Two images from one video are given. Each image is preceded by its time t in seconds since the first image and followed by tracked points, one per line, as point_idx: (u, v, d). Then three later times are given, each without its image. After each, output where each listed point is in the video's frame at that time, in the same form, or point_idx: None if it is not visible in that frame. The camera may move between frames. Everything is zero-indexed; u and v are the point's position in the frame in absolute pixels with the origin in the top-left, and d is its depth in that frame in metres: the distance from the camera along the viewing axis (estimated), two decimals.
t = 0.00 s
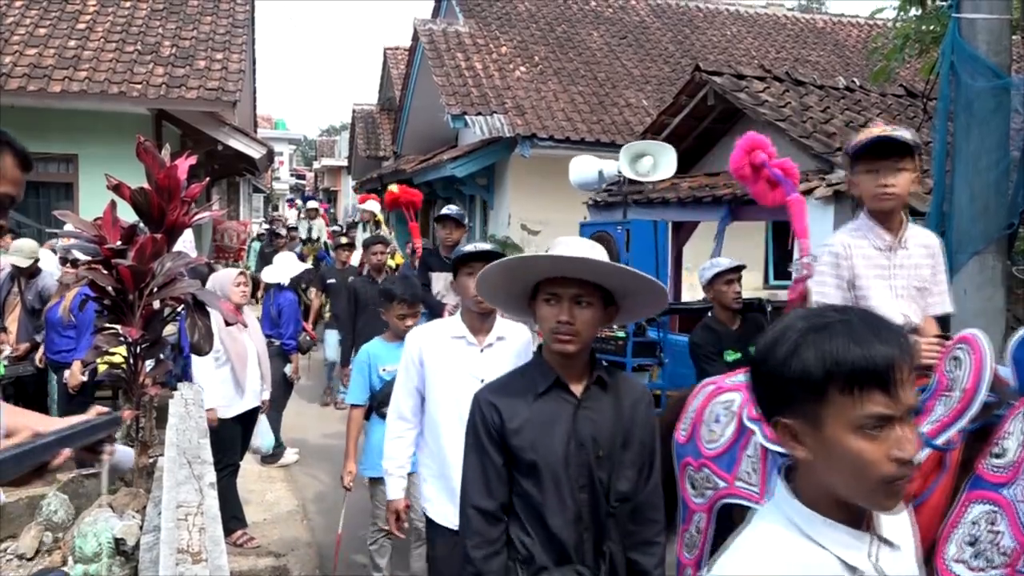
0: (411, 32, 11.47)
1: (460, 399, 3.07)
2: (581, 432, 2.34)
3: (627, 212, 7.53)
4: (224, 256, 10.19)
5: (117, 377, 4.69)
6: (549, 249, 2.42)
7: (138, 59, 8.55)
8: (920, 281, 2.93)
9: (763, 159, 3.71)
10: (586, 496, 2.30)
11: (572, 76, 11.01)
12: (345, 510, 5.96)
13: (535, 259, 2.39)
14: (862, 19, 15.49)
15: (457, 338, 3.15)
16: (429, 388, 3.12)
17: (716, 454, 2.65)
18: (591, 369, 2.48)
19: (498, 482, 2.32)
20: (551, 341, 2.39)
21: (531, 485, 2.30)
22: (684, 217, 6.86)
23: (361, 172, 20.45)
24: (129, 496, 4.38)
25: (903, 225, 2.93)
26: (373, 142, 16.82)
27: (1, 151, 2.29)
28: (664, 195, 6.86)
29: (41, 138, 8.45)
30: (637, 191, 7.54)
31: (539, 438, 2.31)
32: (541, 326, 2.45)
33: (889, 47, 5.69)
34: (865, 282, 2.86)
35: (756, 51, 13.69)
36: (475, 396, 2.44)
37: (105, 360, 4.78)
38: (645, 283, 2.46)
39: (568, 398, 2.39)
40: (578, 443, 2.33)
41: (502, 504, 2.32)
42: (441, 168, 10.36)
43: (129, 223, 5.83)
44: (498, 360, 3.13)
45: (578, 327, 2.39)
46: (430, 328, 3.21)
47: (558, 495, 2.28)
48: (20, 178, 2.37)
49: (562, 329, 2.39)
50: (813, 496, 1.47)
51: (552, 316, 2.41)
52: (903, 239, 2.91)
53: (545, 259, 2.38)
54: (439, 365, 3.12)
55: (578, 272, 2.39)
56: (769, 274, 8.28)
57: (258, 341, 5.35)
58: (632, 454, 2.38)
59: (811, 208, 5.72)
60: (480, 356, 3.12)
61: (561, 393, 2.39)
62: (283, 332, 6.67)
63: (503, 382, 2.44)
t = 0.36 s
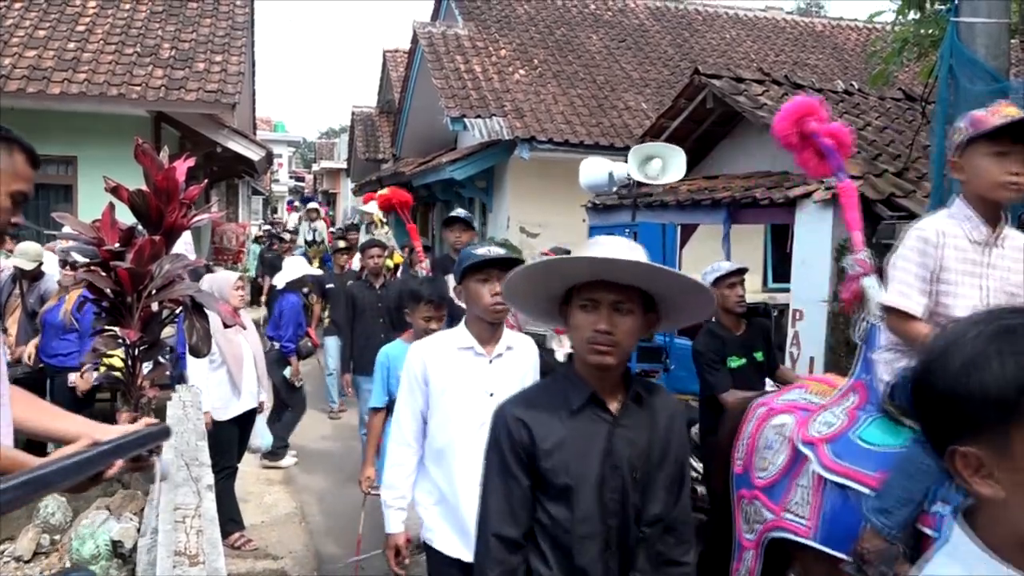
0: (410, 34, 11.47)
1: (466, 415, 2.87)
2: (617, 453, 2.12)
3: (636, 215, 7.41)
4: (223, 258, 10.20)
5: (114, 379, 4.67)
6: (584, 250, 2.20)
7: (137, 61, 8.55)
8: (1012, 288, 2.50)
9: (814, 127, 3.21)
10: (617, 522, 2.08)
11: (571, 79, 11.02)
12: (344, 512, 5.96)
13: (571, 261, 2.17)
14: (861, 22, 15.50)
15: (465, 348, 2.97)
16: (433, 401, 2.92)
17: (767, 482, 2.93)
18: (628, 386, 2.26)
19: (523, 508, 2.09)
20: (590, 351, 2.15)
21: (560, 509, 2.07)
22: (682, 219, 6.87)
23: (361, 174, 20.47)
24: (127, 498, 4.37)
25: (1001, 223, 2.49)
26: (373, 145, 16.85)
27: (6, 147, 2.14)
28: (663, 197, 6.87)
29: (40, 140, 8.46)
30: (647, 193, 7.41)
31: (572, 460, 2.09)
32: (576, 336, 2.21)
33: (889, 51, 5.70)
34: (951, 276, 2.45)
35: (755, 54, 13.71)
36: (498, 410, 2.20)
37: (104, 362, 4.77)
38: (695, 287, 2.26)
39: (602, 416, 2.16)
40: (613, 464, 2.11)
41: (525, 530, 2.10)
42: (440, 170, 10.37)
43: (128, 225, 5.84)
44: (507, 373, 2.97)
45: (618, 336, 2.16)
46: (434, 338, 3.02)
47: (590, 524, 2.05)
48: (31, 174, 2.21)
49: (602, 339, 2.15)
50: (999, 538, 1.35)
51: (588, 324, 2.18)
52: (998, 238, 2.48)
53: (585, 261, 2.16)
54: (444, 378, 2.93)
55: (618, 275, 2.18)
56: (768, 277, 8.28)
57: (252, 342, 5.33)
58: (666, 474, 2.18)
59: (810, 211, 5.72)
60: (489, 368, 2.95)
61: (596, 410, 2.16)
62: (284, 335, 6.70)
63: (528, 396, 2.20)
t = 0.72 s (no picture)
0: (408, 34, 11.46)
1: (474, 424, 2.81)
2: (695, 475, 1.96)
3: (641, 215, 7.32)
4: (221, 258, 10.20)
5: (111, 379, 4.67)
6: (677, 245, 1.99)
7: (134, 60, 8.53)
8: None
9: (914, 122, 2.49)
10: (694, 551, 1.91)
11: (568, 79, 11.02)
12: (342, 512, 5.96)
13: (672, 260, 1.94)
14: (858, 24, 15.53)
15: (474, 354, 2.90)
16: (438, 409, 2.85)
17: (868, 506, 2.16)
18: (706, 398, 2.10)
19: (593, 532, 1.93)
20: (689, 359, 1.94)
21: (632, 536, 1.90)
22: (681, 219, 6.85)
23: (358, 174, 20.48)
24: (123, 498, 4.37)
25: None
26: (370, 144, 16.84)
27: (6, 144, 2.12)
28: (660, 199, 6.88)
29: (37, 139, 8.44)
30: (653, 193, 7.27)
31: (647, 480, 1.92)
32: (667, 343, 1.99)
33: (886, 52, 5.70)
34: None
35: (752, 55, 13.72)
36: (564, 420, 2.00)
37: (100, 362, 4.76)
38: (786, 281, 2.14)
39: (682, 434, 1.99)
40: (693, 488, 1.94)
41: (593, 558, 1.93)
42: (438, 170, 10.37)
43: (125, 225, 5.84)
44: (519, 380, 2.93)
45: (720, 341, 1.96)
46: (440, 342, 2.94)
47: (666, 553, 1.88)
48: (27, 174, 2.19)
49: (703, 343, 1.95)
50: None
51: (687, 327, 1.96)
52: None
53: (688, 259, 1.94)
54: (451, 387, 2.86)
55: (716, 273, 2.00)
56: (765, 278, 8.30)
57: (251, 343, 5.33)
58: (742, 502, 2.02)
59: (808, 211, 5.76)
60: (499, 375, 2.90)
61: (676, 427, 2.00)
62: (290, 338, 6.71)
63: (593, 408, 2.02)
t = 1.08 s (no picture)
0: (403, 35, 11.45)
1: (511, 451, 2.60)
2: (778, 504, 1.68)
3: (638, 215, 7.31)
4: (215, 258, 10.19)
5: (104, 379, 4.66)
6: (749, 237, 1.71)
7: (128, 60, 8.51)
8: None
9: None
10: None
11: (563, 80, 11.02)
12: (336, 513, 5.95)
13: (747, 252, 1.66)
14: (852, 25, 15.56)
15: (510, 375, 2.71)
16: (468, 433, 2.62)
17: (1016, 571, 1.60)
18: (786, 418, 1.83)
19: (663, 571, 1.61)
20: (775, 370, 1.66)
21: None
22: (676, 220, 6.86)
23: (352, 175, 20.47)
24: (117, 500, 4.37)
25: None
26: (365, 145, 16.82)
27: None
28: (655, 200, 6.89)
29: (31, 140, 8.41)
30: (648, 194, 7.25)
31: (726, 513, 1.62)
32: (746, 354, 1.70)
33: (880, 53, 5.70)
34: None
35: (746, 56, 13.73)
36: (628, 443, 1.69)
37: (93, 363, 4.75)
38: (873, 274, 1.86)
39: (763, 459, 1.71)
40: (776, 520, 1.66)
41: None
42: (433, 171, 10.36)
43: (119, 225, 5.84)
44: (559, 406, 2.72)
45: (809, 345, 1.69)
46: (474, 361, 2.74)
47: None
48: (16, 177, 2.18)
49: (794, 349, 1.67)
50: None
51: (773, 331, 1.68)
52: None
53: (765, 250, 1.66)
54: (488, 408, 2.63)
55: (796, 268, 1.73)
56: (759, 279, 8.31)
57: (245, 343, 5.31)
58: (830, 532, 1.74)
59: (802, 211, 5.71)
60: (538, 399, 2.70)
61: (756, 452, 1.71)
62: (318, 337, 6.63)
63: (657, 427, 1.71)
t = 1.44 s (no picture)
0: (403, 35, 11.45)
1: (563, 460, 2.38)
2: (906, 560, 1.40)
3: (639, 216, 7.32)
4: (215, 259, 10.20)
5: (105, 381, 4.66)
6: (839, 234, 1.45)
7: (127, 61, 8.51)
8: None
9: None
10: None
11: (563, 79, 11.02)
12: (338, 513, 5.96)
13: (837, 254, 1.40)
14: (851, 23, 15.57)
15: (559, 372, 2.47)
16: (513, 441, 2.40)
17: None
18: (904, 451, 1.56)
19: None
20: (884, 393, 1.41)
21: None
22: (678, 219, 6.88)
23: (353, 175, 20.49)
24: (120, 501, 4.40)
25: None
26: (365, 145, 16.83)
27: None
28: (655, 199, 6.89)
29: (32, 142, 8.43)
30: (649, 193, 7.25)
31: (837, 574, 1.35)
32: (849, 375, 1.44)
33: (879, 51, 5.70)
34: None
35: (746, 54, 13.73)
36: (702, 487, 1.45)
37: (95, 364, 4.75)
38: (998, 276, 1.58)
39: (877, 504, 1.43)
40: None
41: None
42: (433, 171, 10.37)
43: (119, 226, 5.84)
44: (615, 407, 2.46)
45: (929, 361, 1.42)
46: (523, 358, 2.52)
47: None
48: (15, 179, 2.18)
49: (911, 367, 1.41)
50: None
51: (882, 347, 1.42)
52: None
53: (861, 251, 1.41)
54: (534, 413, 2.41)
55: (900, 270, 1.47)
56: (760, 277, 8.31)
57: (246, 345, 5.30)
58: None
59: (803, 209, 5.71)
60: (591, 400, 2.45)
61: (865, 496, 1.43)
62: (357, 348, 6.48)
63: (744, 460, 1.47)
